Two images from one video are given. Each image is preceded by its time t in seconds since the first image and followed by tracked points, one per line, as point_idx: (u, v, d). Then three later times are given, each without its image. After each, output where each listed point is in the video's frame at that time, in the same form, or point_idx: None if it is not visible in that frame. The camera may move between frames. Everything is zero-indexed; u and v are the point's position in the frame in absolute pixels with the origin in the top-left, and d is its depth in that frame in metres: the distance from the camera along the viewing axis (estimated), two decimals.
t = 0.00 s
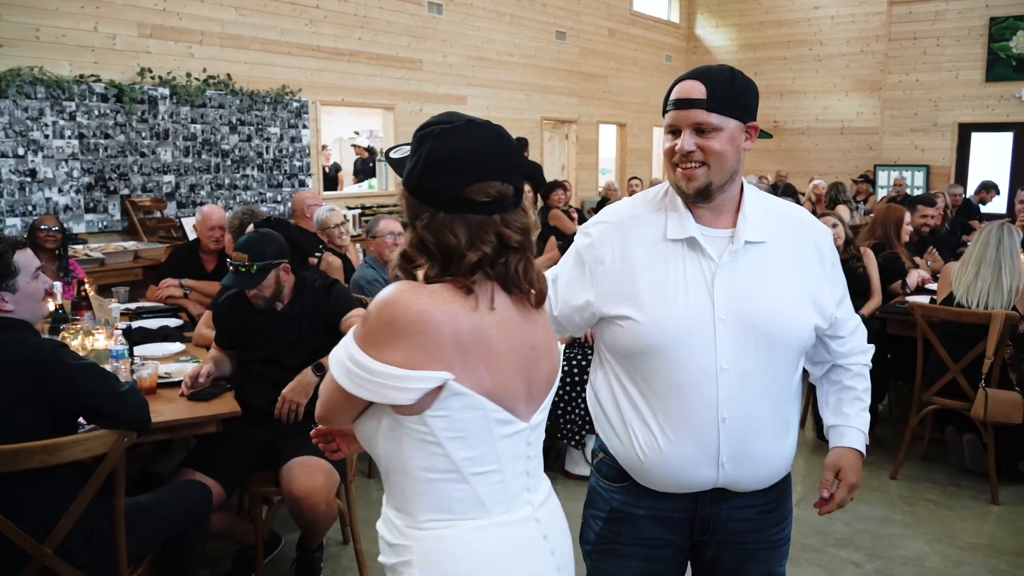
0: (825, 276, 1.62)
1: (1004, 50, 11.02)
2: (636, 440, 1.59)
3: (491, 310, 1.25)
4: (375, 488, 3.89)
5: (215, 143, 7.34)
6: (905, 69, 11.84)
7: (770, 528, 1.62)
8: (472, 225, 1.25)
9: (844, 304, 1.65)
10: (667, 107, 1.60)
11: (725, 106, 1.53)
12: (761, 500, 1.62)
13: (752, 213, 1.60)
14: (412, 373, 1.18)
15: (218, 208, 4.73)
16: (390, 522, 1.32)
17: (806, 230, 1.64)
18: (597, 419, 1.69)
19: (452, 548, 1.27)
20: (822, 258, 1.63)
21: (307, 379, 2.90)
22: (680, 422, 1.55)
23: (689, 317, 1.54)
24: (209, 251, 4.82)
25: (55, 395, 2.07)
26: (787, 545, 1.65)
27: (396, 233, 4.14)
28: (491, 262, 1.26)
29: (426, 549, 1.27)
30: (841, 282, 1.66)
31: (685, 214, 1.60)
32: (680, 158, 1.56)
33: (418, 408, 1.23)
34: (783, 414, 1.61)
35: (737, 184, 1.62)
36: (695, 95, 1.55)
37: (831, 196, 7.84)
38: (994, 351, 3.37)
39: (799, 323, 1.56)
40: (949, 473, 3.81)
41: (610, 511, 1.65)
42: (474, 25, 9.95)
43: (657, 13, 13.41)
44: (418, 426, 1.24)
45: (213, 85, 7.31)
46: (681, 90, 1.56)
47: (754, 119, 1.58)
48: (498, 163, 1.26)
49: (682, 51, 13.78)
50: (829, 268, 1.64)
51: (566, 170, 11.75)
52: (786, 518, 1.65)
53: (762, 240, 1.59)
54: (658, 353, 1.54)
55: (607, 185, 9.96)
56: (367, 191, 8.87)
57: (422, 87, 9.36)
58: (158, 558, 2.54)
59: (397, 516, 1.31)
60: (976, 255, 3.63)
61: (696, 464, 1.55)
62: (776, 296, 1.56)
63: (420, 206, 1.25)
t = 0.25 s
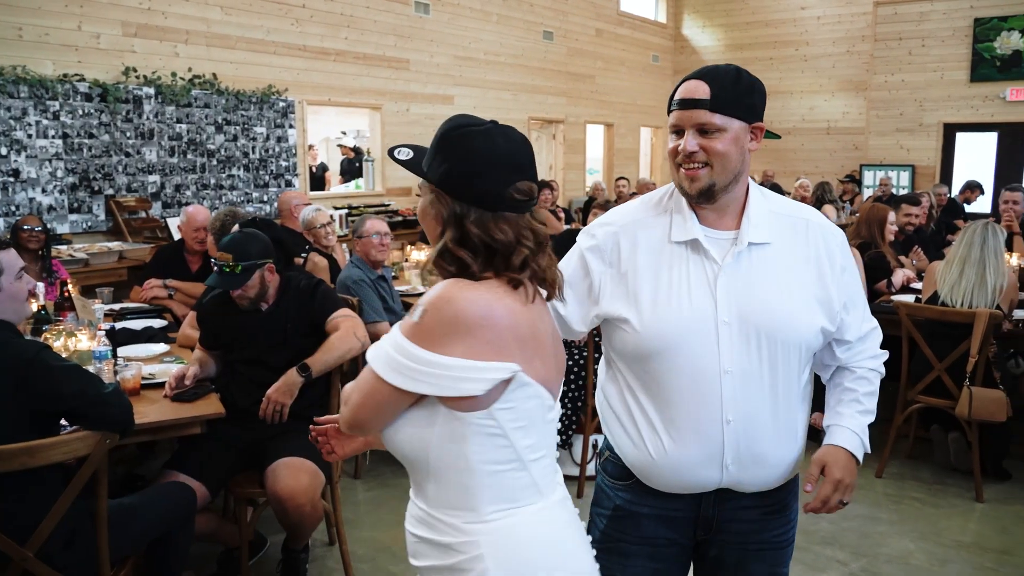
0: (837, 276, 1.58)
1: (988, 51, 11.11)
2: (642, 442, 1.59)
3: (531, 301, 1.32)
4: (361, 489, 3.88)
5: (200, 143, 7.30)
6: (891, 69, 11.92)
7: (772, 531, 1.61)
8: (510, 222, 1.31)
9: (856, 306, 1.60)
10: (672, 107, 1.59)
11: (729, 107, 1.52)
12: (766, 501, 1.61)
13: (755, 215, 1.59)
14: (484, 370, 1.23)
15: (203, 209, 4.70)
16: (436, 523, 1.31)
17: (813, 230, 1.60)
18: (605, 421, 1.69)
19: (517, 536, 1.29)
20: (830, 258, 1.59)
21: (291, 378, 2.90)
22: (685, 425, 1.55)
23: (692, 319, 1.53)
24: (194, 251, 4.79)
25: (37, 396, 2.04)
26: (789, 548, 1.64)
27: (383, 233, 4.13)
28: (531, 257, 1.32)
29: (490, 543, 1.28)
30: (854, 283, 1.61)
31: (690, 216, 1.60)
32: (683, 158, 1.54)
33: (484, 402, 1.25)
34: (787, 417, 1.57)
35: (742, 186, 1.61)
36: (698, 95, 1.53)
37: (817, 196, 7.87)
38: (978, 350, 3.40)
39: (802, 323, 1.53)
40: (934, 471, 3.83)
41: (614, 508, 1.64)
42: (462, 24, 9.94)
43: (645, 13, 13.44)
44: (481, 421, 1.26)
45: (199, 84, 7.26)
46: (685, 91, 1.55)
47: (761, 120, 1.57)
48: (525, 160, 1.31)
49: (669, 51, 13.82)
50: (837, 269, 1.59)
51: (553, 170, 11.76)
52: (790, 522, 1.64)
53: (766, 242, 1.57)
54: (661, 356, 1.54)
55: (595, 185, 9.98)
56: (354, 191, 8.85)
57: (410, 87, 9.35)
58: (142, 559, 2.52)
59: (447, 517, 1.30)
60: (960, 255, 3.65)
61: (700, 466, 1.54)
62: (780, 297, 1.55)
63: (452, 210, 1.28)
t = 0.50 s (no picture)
0: (839, 279, 1.55)
1: (968, 51, 11.21)
2: (640, 441, 1.59)
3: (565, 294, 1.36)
4: (345, 490, 3.86)
5: (182, 143, 7.25)
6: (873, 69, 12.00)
7: (768, 530, 1.60)
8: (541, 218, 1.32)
9: (858, 309, 1.58)
10: (671, 109, 1.56)
11: (728, 107, 1.49)
12: (764, 501, 1.60)
13: (754, 217, 1.57)
14: (559, 366, 1.24)
15: (185, 209, 4.66)
16: (493, 521, 1.27)
17: (815, 233, 1.58)
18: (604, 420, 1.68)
19: (580, 523, 1.29)
20: (831, 259, 1.56)
21: (273, 380, 2.88)
22: (682, 428, 1.55)
23: (691, 322, 1.53)
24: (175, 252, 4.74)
25: (14, 398, 2.01)
26: (785, 548, 1.63)
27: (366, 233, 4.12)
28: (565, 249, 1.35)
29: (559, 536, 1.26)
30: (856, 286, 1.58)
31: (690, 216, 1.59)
32: (681, 159, 1.52)
33: (552, 396, 1.26)
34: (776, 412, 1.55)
35: (742, 188, 1.59)
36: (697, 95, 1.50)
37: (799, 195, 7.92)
38: (959, 348, 3.43)
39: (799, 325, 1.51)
40: (916, 469, 3.86)
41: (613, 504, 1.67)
42: (446, 24, 9.91)
43: (629, 13, 13.47)
44: (549, 413, 1.26)
45: (181, 83, 7.20)
46: (684, 91, 1.52)
47: (761, 120, 1.54)
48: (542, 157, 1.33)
49: (653, 51, 13.86)
50: (837, 273, 1.55)
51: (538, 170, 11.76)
52: (787, 522, 1.63)
53: (766, 244, 1.56)
54: (660, 358, 1.53)
55: (579, 185, 9.98)
56: (338, 191, 8.80)
57: (393, 87, 9.31)
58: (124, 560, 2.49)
59: (506, 514, 1.26)
60: (941, 254, 3.68)
61: (696, 468, 1.54)
62: (778, 300, 1.53)
63: (496, 222, 1.25)
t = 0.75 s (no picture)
0: (830, 279, 1.54)
1: (947, 52, 11.32)
2: (631, 437, 1.59)
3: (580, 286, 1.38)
4: (328, 491, 3.83)
5: (163, 143, 7.19)
6: (854, 70, 12.10)
7: (760, 530, 1.60)
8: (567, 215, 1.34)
9: (851, 313, 1.57)
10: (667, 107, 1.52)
11: (725, 107, 1.45)
12: (756, 500, 1.60)
13: (749, 219, 1.56)
14: (621, 360, 1.27)
15: (164, 209, 4.62)
16: (553, 511, 1.26)
17: (811, 236, 1.57)
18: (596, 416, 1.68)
19: (625, 501, 1.33)
20: (823, 262, 1.55)
21: (255, 381, 2.86)
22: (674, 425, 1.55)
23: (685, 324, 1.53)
24: (155, 252, 4.70)
25: None
26: (776, 548, 1.63)
27: (349, 234, 4.09)
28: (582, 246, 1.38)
29: (613, 514, 1.30)
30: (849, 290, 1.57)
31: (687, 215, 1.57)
32: (677, 160, 1.49)
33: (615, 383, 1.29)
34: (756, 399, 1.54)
35: (738, 189, 1.57)
36: (695, 96, 1.46)
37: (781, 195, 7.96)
38: (939, 346, 3.46)
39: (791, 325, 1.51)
40: (897, 467, 3.89)
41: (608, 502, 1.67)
42: (429, 24, 9.89)
43: (612, 13, 13.50)
44: (607, 399, 1.30)
45: (162, 83, 7.14)
46: (682, 90, 1.48)
47: (758, 122, 1.51)
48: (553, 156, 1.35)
49: (636, 52, 13.90)
50: (831, 276, 1.55)
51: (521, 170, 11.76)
52: (778, 521, 1.63)
53: (760, 245, 1.55)
54: (653, 358, 1.54)
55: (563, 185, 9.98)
56: (321, 191, 8.76)
57: (376, 87, 9.27)
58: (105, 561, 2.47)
59: (564, 500, 1.27)
60: (921, 253, 3.70)
61: (687, 467, 1.55)
62: (771, 302, 1.52)
63: (554, 214, 1.27)
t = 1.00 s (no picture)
0: (822, 283, 1.53)
1: (927, 53, 11.43)
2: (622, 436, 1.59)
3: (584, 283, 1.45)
4: (311, 493, 3.81)
5: (144, 143, 7.12)
6: (835, 70, 12.20)
7: (751, 529, 1.61)
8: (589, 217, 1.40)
9: (842, 316, 1.55)
10: (664, 106, 1.53)
11: (723, 108, 1.45)
12: (746, 500, 1.60)
13: (743, 221, 1.56)
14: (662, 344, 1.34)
15: (144, 209, 4.60)
16: (596, 490, 1.32)
17: (805, 238, 1.56)
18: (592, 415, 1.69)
19: (649, 477, 1.42)
20: (815, 263, 1.53)
21: (237, 383, 2.82)
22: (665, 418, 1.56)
23: (678, 325, 1.55)
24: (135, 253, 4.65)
25: None
26: (765, 548, 1.64)
27: (331, 234, 4.06)
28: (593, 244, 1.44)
29: (641, 490, 1.38)
30: (839, 292, 1.55)
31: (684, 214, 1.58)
32: (674, 159, 1.49)
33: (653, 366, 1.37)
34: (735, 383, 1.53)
35: (735, 189, 1.56)
36: (692, 96, 1.46)
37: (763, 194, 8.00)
38: (921, 345, 3.49)
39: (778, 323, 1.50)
40: (879, 464, 3.92)
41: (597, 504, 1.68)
42: (413, 24, 9.86)
43: (595, 13, 13.52)
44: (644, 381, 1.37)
45: (142, 82, 7.07)
46: (680, 89, 1.48)
47: (755, 123, 1.50)
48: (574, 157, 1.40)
49: (619, 52, 13.94)
50: (822, 276, 1.53)
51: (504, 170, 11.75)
52: (768, 521, 1.64)
53: (754, 248, 1.55)
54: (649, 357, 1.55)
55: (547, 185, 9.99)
56: (304, 192, 8.71)
57: (359, 87, 9.24)
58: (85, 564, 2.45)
59: (603, 478, 1.33)
60: (902, 252, 3.73)
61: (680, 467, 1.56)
62: (761, 303, 1.52)
63: (590, 205, 1.37)
